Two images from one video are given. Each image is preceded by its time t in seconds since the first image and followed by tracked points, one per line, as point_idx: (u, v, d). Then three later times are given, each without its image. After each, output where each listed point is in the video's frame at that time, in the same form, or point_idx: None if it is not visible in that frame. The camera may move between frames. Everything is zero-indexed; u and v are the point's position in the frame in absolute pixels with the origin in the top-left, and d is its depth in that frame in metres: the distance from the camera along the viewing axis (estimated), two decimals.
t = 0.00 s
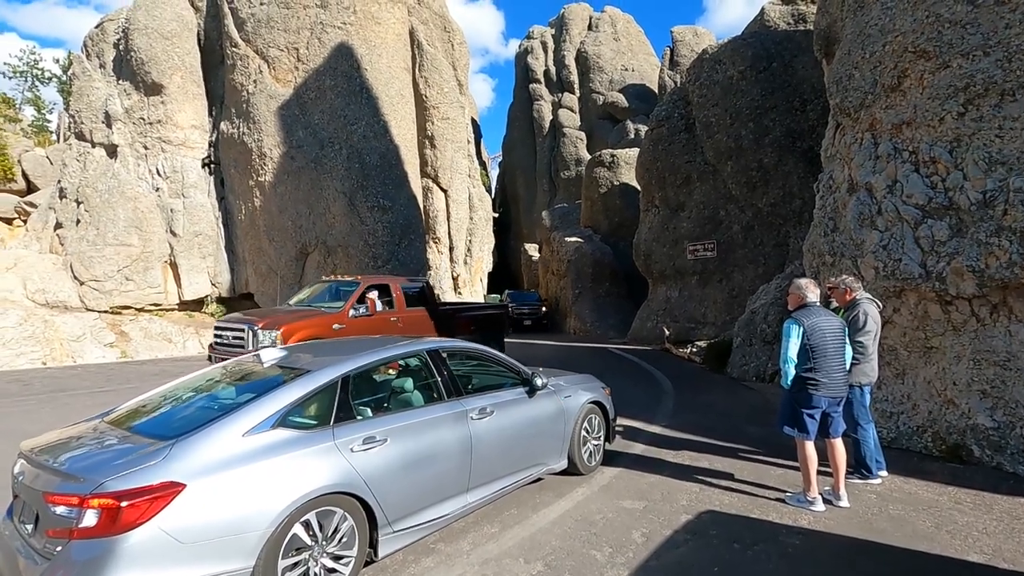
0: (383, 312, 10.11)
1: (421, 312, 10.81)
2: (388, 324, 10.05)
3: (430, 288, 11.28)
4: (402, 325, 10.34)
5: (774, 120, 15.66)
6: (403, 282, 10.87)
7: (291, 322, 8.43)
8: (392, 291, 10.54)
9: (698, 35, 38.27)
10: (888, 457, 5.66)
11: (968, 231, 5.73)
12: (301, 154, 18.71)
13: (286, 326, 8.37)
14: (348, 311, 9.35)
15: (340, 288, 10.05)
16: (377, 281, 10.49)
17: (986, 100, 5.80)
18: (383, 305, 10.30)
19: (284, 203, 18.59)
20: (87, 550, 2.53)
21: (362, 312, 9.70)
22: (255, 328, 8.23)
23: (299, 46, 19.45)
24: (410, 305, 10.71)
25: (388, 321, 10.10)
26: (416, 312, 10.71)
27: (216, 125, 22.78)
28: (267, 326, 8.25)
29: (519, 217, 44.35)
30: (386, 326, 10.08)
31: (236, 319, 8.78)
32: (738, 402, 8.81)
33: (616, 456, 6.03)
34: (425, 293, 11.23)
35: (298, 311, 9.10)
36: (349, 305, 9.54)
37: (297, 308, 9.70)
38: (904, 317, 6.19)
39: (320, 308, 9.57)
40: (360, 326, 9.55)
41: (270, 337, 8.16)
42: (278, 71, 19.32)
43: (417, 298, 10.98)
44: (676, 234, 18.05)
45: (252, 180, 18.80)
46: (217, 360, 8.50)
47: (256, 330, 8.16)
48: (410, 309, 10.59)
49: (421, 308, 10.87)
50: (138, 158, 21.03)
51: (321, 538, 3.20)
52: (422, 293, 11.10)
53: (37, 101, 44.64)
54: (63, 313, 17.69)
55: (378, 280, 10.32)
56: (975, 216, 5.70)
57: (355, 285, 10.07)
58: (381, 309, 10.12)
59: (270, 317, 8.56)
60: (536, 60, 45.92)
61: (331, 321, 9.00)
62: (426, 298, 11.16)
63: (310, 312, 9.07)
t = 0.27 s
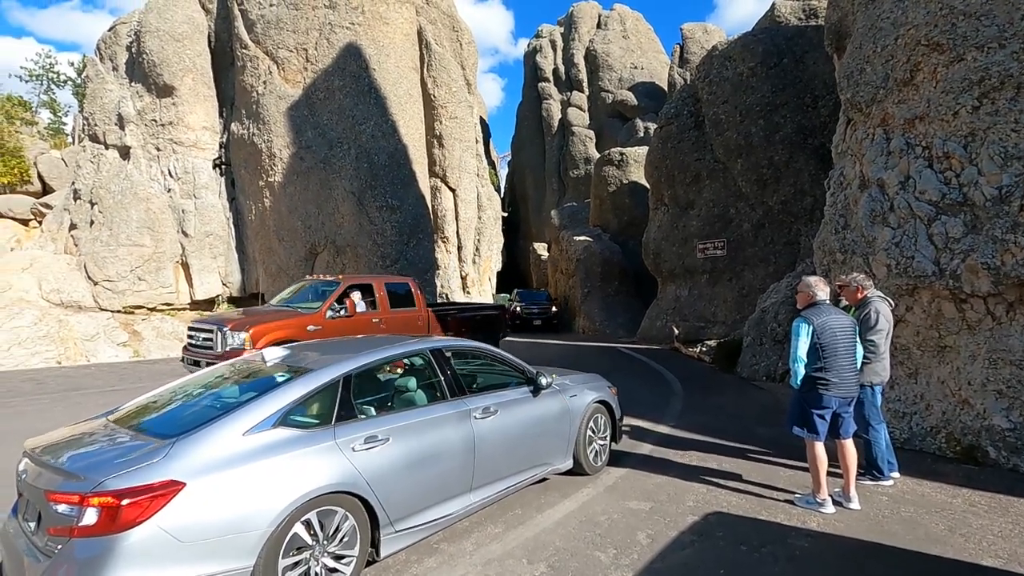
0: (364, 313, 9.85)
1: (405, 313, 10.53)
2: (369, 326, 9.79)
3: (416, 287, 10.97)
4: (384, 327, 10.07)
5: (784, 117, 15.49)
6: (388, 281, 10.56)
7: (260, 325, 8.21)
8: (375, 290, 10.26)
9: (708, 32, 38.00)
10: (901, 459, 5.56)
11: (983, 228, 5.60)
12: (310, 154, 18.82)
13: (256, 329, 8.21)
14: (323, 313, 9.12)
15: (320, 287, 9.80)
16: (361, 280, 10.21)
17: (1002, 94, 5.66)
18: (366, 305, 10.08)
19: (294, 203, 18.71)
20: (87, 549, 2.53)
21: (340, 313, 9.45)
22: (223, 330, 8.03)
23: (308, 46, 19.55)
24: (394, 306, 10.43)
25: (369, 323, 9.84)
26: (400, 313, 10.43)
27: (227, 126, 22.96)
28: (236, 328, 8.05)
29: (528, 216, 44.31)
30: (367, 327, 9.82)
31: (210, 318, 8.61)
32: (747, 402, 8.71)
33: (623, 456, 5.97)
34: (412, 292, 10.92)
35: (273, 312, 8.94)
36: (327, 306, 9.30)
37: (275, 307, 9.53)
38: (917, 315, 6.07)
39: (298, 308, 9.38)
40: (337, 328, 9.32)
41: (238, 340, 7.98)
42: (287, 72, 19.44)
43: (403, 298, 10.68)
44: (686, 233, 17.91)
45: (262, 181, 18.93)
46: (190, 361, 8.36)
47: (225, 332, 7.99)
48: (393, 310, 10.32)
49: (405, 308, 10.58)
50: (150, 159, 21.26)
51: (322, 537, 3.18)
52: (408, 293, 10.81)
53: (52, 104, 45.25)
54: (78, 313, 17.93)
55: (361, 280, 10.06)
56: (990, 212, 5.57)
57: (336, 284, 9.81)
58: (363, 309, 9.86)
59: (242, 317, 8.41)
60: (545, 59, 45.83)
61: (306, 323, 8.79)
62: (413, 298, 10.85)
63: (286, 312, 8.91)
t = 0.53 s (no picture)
0: (339, 311, 9.77)
1: (384, 311, 10.43)
2: (343, 324, 9.70)
3: (398, 284, 10.84)
4: (360, 325, 9.98)
5: (795, 112, 15.28)
6: (367, 279, 10.46)
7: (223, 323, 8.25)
8: (352, 288, 10.17)
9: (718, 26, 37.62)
10: (910, 458, 5.44)
11: (996, 222, 5.46)
12: (317, 152, 18.87)
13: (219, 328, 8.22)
14: (292, 311, 9.06)
15: (296, 284, 9.78)
16: (338, 278, 10.14)
17: (1016, 84, 5.51)
18: (343, 303, 10.00)
19: (301, 201, 18.77)
20: (76, 547, 2.51)
21: (312, 311, 9.38)
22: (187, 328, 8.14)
23: (315, 44, 19.59)
24: (373, 304, 10.34)
25: (343, 321, 9.74)
26: (378, 311, 10.32)
27: (235, 125, 23.05)
28: (199, 327, 8.12)
29: (536, 213, 44.21)
30: (341, 326, 9.72)
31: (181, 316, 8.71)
32: (754, 400, 8.60)
33: (625, 455, 5.90)
34: (393, 290, 10.79)
35: (244, 310, 8.96)
36: (298, 305, 9.26)
37: (251, 305, 9.55)
38: (928, 312, 5.93)
39: (271, 306, 9.37)
40: (309, 327, 9.26)
41: (200, 339, 8.03)
42: (295, 70, 19.54)
43: (383, 296, 10.59)
44: (694, 230, 17.74)
45: (269, 180, 19.06)
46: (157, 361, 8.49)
47: (188, 331, 8.04)
48: (370, 308, 10.23)
49: (384, 307, 10.47)
50: (160, 158, 21.43)
51: (316, 536, 3.16)
52: (389, 291, 10.69)
53: (66, 104, 45.75)
54: (89, 311, 18.13)
55: (338, 278, 9.97)
56: (1003, 206, 5.43)
57: (311, 282, 9.75)
58: (338, 307, 9.78)
59: (209, 316, 8.45)
60: (553, 55, 45.63)
61: (274, 322, 8.78)
62: (393, 296, 10.73)
63: (255, 311, 8.90)
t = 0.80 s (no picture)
0: (312, 309, 9.49)
1: (360, 309, 10.11)
2: (316, 322, 9.42)
3: (375, 282, 10.50)
4: (335, 324, 9.69)
5: (804, 106, 15.07)
6: (343, 277, 10.16)
7: (184, 322, 8.01)
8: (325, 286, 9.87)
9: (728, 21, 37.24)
10: (920, 458, 5.32)
11: (1009, 217, 5.32)
12: (324, 150, 18.94)
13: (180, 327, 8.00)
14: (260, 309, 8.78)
15: (267, 281, 9.50)
16: (312, 276, 9.86)
17: None
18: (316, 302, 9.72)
19: (309, 199, 18.87)
20: (63, 544, 2.49)
21: (283, 309, 9.12)
22: (148, 328, 7.94)
23: (322, 42, 19.63)
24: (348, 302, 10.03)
25: (316, 319, 9.45)
26: (353, 310, 10.01)
27: (243, 123, 23.15)
28: (159, 326, 7.93)
29: (544, 211, 44.10)
30: (315, 325, 9.45)
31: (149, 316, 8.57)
32: (761, 399, 8.49)
33: (628, 454, 5.83)
34: (371, 287, 10.45)
35: (211, 309, 8.74)
36: (267, 303, 8.99)
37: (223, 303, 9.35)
38: (938, 309, 5.79)
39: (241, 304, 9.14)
40: (278, 325, 8.98)
41: (159, 339, 7.84)
42: (301, 68, 19.63)
43: (360, 294, 10.27)
44: (702, 226, 17.57)
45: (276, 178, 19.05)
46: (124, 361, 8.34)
47: (147, 331, 7.88)
48: (345, 307, 9.93)
49: (360, 305, 10.15)
50: (169, 157, 21.59)
51: (307, 534, 3.12)
52: (366, 289, 10.36)
53: (78, 104, 46.22)
54: (100, 308, 18.33)
55: (310, 275, 9.68)
56: (1016, 200, 5.28)
57: (281, 279, 9.46)
58: (312, 306, 9.51)
59: (172, 315, 8.25)
60: (561, 52, 45.42)
61: (240, 321, 8.53)
62: (371, 294, 10.40)
63: (222, 310, 8.67)
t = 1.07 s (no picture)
0: (275, 308, 8.76)
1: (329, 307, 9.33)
2: (278, 322, 8.68)
3: (346, 279, 9.64)
4: (299, 324, 8.94)
5: (804, 104, 15.00)
6: (312, 273, 9.39)
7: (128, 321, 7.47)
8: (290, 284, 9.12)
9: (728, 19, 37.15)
10: (918, 458, 5.25)
11: (1010, 213, 5.24)
12: (322, 148, 18.90)
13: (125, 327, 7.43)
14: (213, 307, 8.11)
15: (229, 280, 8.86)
16: (277, 273, 9.15)
17: None
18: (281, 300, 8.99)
19: (307, 197, 18.84)
20: (36, 546, 2.43)
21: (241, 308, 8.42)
22: (93, 329, 7.49)
23: (319, 40, 19.57)
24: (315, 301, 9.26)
25: (278, 319, 8.73)
26: (320, 309, 9.23)
27: (241, 121, 23.05)
28: (104, 326, 7.42)
29: (544, 209, 44.02)
30: (277, 325, 8.71)
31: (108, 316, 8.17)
32: (760, 398, 8.42)
33: (624, 453, 5.76)
34: (342, 285, 9.60)
35: (166, 307, 8.17)
36: (223, 301, 8.31)
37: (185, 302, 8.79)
38: (938, 307, 5.72)
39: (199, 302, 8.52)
40: (235, 325, 8.28)
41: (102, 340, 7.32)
42: (299, 65, 19.60)
43: (329, 293, 9.46)
44: (701, 224, 17.49)
45: (275, 175, 19.36)
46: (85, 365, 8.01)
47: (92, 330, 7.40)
48: (311, 306, 9.16)
49: (328, 304, 9.35)
50: (166, 155, 21.53)
51: (292, 535, 3.06)
52: (336, 287, 9.53)
53: (77, 102, 46.10)
54: (97, 307, 18.30)
55: (272, 272, 8.95)
56: (1017, 196, 5.21)
57: (242, 277, 8.79)
58: (274, 305, 8.80)
59: (121, 314, 7.73)
60: (561, 50, 45.33)
61: (191, 320, 7.88)
62: (341, 293, 9.55)
63: (175, 309, 8.07)
